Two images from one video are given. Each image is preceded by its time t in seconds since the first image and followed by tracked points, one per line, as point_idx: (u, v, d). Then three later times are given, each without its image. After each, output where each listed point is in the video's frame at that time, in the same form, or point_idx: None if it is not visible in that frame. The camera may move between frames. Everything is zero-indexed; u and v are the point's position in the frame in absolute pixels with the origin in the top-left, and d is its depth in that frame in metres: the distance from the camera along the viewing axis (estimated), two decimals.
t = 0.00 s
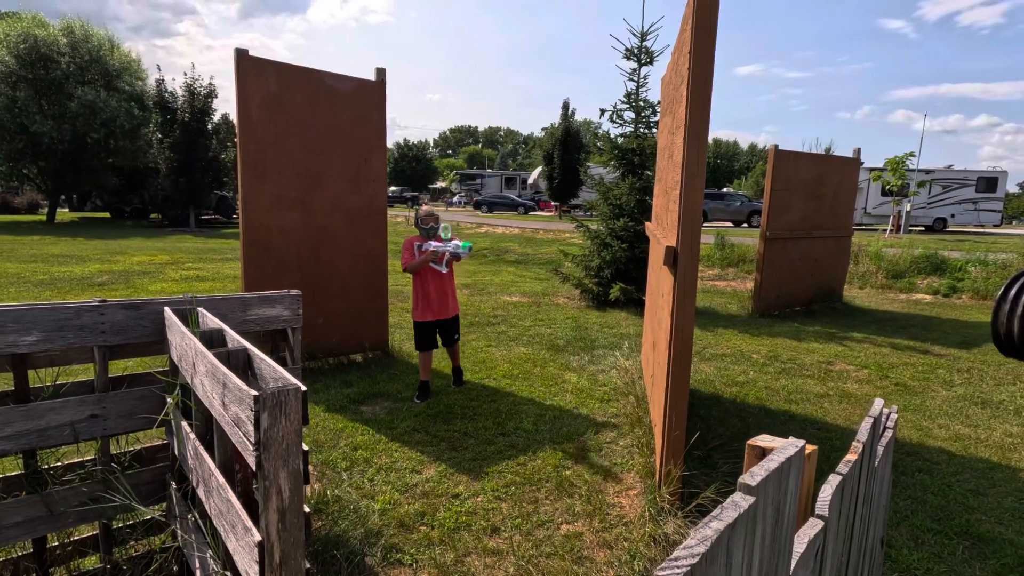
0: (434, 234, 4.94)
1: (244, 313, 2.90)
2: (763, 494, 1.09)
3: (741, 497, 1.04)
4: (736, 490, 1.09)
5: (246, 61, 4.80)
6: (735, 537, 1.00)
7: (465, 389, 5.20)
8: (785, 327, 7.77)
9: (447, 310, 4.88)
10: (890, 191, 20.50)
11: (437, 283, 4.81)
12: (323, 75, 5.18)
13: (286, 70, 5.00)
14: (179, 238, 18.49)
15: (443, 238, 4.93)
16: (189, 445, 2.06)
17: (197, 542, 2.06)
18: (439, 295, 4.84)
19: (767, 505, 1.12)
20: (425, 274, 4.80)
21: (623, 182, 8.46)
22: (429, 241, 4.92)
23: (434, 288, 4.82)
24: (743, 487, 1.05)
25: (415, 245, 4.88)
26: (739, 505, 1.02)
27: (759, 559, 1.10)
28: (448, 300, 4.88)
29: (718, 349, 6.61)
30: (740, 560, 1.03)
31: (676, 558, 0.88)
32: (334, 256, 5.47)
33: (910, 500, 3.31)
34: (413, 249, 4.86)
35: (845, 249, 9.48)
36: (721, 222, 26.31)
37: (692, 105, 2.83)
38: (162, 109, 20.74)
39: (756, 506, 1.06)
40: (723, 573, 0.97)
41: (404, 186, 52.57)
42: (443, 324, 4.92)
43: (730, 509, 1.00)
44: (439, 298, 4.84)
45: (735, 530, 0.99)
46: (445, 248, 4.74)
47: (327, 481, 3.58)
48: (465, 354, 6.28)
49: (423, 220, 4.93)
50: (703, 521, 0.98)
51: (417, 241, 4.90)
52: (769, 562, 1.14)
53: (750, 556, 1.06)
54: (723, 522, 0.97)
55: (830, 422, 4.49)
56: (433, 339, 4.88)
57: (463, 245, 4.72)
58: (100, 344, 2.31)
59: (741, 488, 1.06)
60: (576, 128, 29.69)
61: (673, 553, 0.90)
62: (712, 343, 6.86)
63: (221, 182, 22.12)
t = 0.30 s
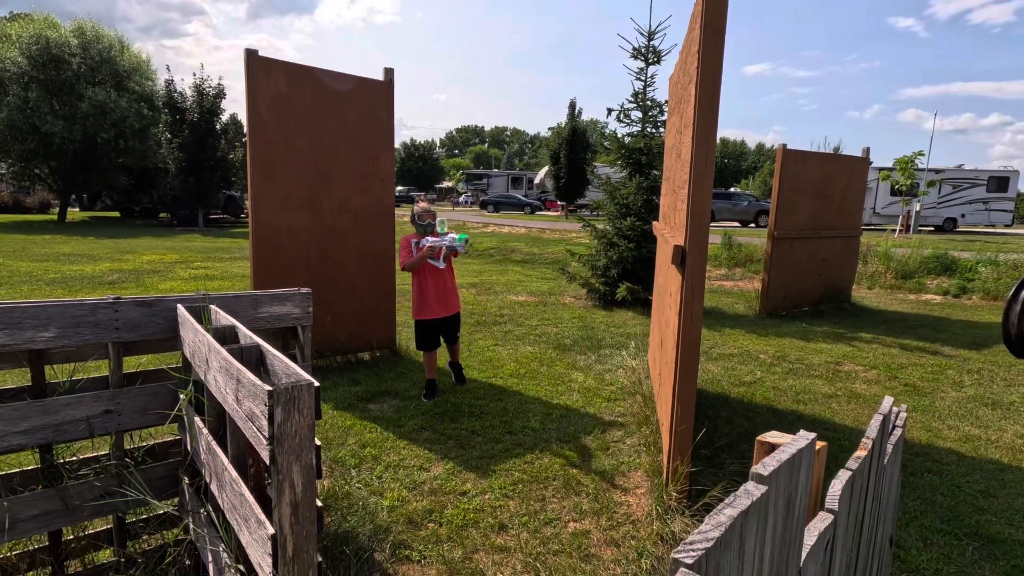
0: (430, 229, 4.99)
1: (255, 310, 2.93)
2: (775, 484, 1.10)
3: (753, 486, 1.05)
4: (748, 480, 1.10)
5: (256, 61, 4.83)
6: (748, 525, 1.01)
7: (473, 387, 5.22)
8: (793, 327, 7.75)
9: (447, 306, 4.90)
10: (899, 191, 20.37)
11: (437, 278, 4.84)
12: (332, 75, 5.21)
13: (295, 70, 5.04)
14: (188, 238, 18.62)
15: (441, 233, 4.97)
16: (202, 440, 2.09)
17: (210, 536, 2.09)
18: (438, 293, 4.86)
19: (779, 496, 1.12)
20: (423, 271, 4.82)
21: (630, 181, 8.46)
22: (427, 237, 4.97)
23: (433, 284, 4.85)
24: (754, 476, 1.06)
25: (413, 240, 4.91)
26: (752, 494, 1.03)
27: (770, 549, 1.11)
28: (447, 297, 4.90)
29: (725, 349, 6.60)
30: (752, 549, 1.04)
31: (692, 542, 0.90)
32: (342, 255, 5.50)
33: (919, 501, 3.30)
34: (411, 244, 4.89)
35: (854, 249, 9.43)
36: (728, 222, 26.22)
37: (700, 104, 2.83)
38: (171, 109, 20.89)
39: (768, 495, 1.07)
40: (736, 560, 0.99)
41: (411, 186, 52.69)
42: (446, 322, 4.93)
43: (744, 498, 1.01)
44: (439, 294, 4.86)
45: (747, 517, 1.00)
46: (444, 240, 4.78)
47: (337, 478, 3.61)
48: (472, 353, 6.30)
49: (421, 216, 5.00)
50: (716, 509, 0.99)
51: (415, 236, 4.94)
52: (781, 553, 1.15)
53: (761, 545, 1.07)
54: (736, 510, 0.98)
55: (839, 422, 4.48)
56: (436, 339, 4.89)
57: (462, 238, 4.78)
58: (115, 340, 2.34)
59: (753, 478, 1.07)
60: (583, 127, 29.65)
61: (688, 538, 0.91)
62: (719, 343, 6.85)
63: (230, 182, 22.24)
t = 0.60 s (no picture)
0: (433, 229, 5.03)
1: (263, 309, 2.96)
2: (777, 479, 1.11)
3: (756, 480, 1.07)
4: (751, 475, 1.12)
5: (263, 61, 4.86)
6: (751, 518, 1.02)
7: (478, 386, 5.24)
8: (798, 327, 7.73)
9: (450, 305, 4.91)
10: (907, 190, 20.27)
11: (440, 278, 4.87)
12: (338, 75, 5.25)
13: (302, 71, 5.07)
14: (194, 237, 18.72)
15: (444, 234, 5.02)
16: (211, 438, 2.12)
17: (219, 531, 2.12)
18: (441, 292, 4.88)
19: (781, 491, 1.14)
20: (427, 272, 4.86)
21: (635, 181, 8.46)
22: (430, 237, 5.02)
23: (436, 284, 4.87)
24: (758, 471, 1.08)
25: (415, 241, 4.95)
26: (754, 488, 1.05)
27: (773, 543, 1.13)
28: (450, 296, 4.92)
29: (731, 349, 6.60)
30: (754, 542, 1.05)
31: (696, 534, 0.92)
32: (349, 253, 5.54)
33: (924, 501, 3.30)
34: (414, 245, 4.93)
35: (861, 249, 9.40)
36: (734, 221, 26.14)
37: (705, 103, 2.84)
38: (178, 109, 21.01)
39: (771, 490, 1.09)
40: (739, 552, 1.00)
41: (416, 185, 52.79)
42: (452, 322, 4.96)
43: (746, 492, 1.03)
44: (441, 294, 4.88)
45: (750, 510, 1.02)
46: (449, 242, 4.83)
47: (343, 475, 3.64)
48: (478, 352, 6.32)
49: (424, 216, 5.03)
50: (720, 502, 1.01)
51: (418, 237, 4.97)
52: (784, 547, 1.17)
53: (764, 539, 1.09)
54: (739, 503, 0.99)
55: (844, 422, 4.48)
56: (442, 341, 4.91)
57: (467, 241, 4.83)
58: (126, 338, 2.37)
59: (756, 473, 1.09)
60: (588, 126, 29.63)
61: (692, 530, 0.93)
62: (725, 343, 6.85)
63: (236, 181, 22.34)
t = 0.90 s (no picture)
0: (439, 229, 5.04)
1: (272, 306, 2.98)
2: (786, 473, 1.12)
3: (765, 474, 1.07)
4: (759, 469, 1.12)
5: (271, 60, 4.89)
6: (760, 511, 1.03)
7: (484, 385, 5.25)
8: (805, 327, 7.70)
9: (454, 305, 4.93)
10: (915, 189, 20.14)
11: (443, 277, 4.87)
12: (346, 74, 5.26)
13: (310, 70, 5.09)
14: (201, 235, 18.80)
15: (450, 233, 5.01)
16: (221, 433, 2.13)
17: (228, 526, 2.13)
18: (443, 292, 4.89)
19: (790, 485, 1.14)
20: (433, 271, 4.87)
21: (642, 179, 8.45)
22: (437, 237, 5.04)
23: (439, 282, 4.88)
24: (766, 465, 1.08)
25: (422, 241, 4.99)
26: (763, 481, 1.05)
27: (781, 537, 1.13)
28: (453, 295, 4.93)
29: (737, 348, 6.58)
30: (763, 535, 1.06)
31: (706, 523, 0.92)
32: (355, 252, 5.56)
33: (932, 501, 3.29)
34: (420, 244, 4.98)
35: (868, 248, 9.35)
36: (740, 220, 26.04)
37: (712, 102, 2.84)
38: (186, 108, 21.11)
39: (780, 484, 1.09)
40: (747, 544, 1.01)
41: (422, 184, 52.87)
42: (458, 318, 4.99)
43: (755, 484, 1.03)
44: (446, 294, 4.90)
45: (759, 503, 1.02)
46: (452, 241, 4.82)
47: (350, 472, 3.66)
48: (483, 351, 6.33)
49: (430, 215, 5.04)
50: (730, 494, 1.01)
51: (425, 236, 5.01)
52: (792, 541, 1.17)
53: (773, 533, 1.09)
54: (749, 496, 1.00)
55: (851, 422, 4.47)
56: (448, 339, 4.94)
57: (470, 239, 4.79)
58: (136, 334, 2.40)
59: (765, 467, 1.10)
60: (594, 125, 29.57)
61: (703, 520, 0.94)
62: (731, 342, 6.83)
63: (243, 180, 22.43)
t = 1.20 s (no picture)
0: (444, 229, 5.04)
1: (278, 305, 2.99)
2: (791, 475, 1.11)
3: (770, 476, 1.07)
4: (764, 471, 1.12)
5: (278, 60, 4.91)
6: (765, 513, 1.03)
7: (489, 384, 5.25)
8: (812, 327, 7.66)
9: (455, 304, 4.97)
10: (924, 189, 19.99)
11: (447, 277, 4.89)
12: (352, 73, 5.27)
13: (316, 69, 5.11)
14: (209, 234, 18.89)
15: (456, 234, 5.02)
16: (227, 432, 2.15)
17: (234, 523, 2.15)
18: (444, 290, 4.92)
19: (796, 487, 1.14)
20: (438, 270, 4.89)
21: (648, 179, 8.42)
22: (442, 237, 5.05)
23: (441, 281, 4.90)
24: (771, 467, 1.08)
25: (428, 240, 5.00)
26: (768, 483, 1.05)
27: (786, 539, 1.13)
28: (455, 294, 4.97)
29: (743, 348, 6.56)
30: (768, 537, 1.06)
31: (710, 526, 0.92)
32: (361, 250, 5.57)
33: (940, 504, 3.27)
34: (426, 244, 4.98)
35: (877, 249, 9.29)
36: (747, 220, 25.93)
37: (719, 101, 2.83)
38: (194, 108, 21.22)
39: (784, 486, 1.09)
40: (752, 546, 1.00)
41: (428, 184, 52.94)
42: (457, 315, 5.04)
43: (760, 486, 1.03)
44: (448, 293, 4.93)
45: (764, 505, 1.02)
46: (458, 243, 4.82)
47: (355, 470, 3.67)
48: (489, 350, 6.33)
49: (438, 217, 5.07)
50: (734, 496, 1.01)
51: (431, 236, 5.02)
52: (798, 544, 1.17)
53: (778, 535, 1.09)
54: (754, 498, 0.99)
55: (858, 424, 4.44)
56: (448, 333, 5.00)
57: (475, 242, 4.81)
58: (144, 333, 2.42)
59: (770, 469, 1.09)
60: (601, 125, 29.50)
61: (707, 522, 0.94)
62: (737, 342, 6.81)
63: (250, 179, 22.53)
